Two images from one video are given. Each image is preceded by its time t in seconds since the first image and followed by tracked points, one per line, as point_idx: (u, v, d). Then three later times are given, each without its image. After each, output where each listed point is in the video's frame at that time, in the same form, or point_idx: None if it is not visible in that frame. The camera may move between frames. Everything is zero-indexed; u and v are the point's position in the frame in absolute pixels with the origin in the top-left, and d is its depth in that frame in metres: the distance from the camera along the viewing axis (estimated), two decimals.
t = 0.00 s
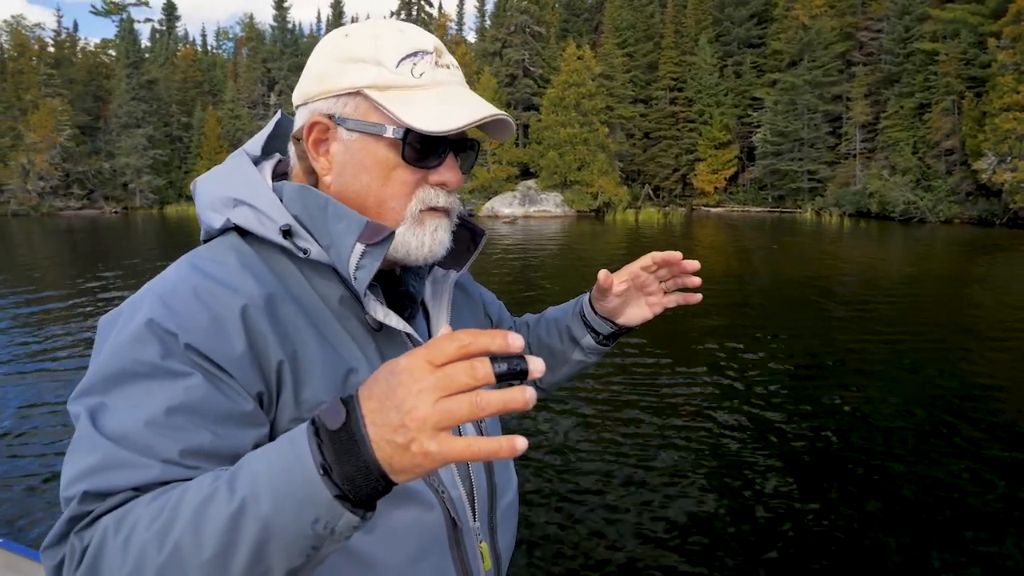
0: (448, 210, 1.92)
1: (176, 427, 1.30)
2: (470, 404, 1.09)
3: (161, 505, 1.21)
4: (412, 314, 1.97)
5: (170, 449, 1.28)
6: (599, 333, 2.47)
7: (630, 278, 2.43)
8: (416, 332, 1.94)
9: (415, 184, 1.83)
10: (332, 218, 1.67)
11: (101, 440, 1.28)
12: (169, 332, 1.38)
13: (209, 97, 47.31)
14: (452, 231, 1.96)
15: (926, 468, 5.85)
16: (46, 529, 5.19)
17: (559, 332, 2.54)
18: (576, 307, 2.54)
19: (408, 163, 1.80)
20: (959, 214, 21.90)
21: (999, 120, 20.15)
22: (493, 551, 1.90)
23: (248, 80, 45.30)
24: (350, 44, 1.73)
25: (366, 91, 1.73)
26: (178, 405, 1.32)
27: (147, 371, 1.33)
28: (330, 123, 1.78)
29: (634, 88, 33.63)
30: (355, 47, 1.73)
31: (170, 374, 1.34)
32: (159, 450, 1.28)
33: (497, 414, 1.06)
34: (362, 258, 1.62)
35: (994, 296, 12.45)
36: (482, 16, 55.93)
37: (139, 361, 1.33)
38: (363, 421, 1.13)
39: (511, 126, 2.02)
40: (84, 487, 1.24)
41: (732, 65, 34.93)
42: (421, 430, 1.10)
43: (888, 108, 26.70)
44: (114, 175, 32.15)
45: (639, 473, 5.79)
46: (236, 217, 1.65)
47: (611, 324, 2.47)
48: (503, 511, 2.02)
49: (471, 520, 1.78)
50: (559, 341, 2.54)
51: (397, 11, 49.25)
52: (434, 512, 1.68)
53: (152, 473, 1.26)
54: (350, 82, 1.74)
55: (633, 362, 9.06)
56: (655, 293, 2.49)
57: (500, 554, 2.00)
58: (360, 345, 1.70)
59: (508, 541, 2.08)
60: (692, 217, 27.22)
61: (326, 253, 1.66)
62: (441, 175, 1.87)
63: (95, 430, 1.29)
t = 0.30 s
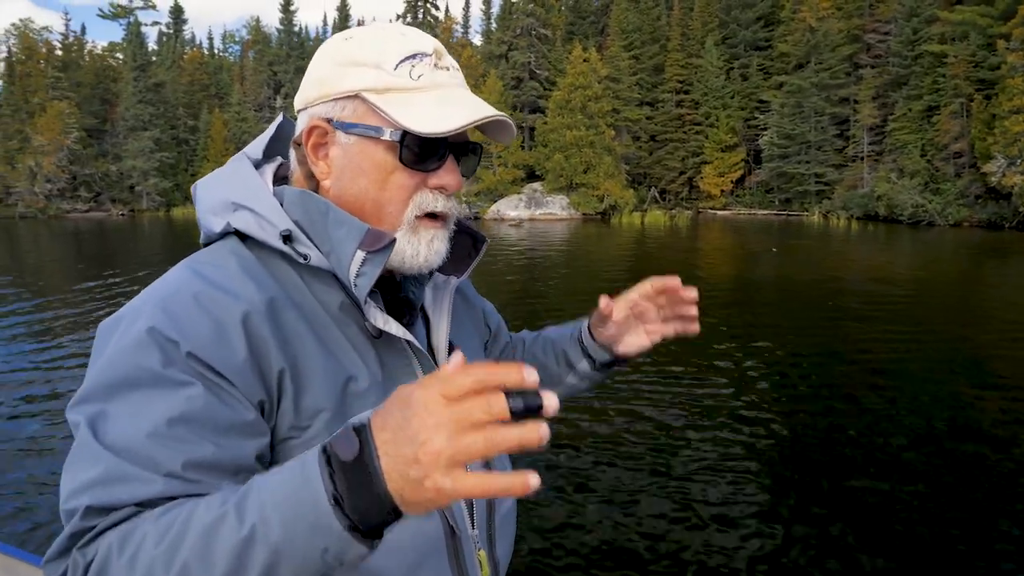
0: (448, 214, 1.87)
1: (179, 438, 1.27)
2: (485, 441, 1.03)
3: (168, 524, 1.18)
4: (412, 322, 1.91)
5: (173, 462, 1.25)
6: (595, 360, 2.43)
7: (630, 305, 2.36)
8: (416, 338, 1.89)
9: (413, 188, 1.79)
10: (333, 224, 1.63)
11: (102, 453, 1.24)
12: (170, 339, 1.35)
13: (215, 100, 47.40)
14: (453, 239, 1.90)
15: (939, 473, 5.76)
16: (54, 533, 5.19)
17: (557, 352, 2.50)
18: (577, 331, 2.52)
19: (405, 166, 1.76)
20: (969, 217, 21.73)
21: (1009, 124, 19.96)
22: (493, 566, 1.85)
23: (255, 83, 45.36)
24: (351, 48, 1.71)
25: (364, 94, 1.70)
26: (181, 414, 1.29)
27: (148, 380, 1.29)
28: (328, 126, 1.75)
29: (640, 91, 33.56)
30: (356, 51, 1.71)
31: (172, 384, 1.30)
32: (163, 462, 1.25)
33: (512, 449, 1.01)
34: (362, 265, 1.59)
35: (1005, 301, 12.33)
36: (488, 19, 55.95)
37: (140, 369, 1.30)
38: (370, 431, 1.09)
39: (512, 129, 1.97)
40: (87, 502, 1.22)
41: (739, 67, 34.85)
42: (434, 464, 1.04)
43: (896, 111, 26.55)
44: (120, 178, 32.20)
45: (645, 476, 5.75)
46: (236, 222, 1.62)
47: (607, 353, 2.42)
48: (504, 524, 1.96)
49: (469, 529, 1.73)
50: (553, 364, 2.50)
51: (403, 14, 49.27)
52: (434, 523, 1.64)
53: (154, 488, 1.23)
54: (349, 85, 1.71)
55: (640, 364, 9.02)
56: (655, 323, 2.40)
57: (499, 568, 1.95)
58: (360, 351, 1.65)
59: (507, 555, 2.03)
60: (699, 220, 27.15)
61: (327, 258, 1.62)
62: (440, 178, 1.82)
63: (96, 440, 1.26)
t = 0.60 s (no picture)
0: (429, 206, 1.84)
1: (180, 459, 1.30)
2: None
3: (174, 560, 1.24)
4: (411, 324, 1.88)
5: (176, 486, 1.29)
6: (577, 462, 2.29)
7: (633, 454, 2.18)
8: (414, 338, 1.87)
9: (385, 174, 1.76)
10: (325, 224, 1.63)
11: (102, 474, 1.26)
12: (167, 353, 1.35)
13: (225, 102, 47.64)
14: (436, 228, 1.87)
15: (945, 483, 5.74)
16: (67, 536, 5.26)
17: (545, 431, 2.39)
18: (574, 424, 2.37)
19: (376, 155, 1.74)
20: (981, 218, 21.59)
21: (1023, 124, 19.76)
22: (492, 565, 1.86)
23: (264, 85, 45.53)
24: (318, 43, 1.72)
25: (327, 86, 1.70)
26: (178, 434, 1.30)
27: (146, 395, 1.31)
28: (300, 123, 1.75)
29: (649, 92, 33.49)
30: (323, 45, 1.71)
31: (170, 400, 1.31)
32: (166, 485, 1.28)
33: None
34: (357, 266, 1.59)
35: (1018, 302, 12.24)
36: (496, 20, 55.95)
37: (138, 385, 1.31)
38: None
39: (481, 107, 1.96)
40: (88, 529, 1.24)
41: (748, 68, 34.74)
42: None
43: (908, 112, 26.40)
44: (131, 181, 32.38)
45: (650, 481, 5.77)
46: (229, 224, 1.60)
47: (592, 464, 2.27)
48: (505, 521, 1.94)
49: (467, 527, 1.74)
50: (539, 442, 2.39)
51: (412, 16, 49.33)
52: (430, 523, 1.65)
53: (157, 514, 1.26)
54: (313, 79, 1.71)
55: (647, 365, 9.05)
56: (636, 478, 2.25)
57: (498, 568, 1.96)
58: (356, 354, 1.63)
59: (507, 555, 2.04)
60: (708, 221, 27.07)
61: (320, 260, 1.61)
62: (411, 163, 1.78)
63: (94, 456, 1.27)
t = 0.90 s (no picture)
0: (420, 208, 1.84)
1: (181, 463, 1.29)
2: None
3: (175, 563, 1.24)
4: (414, 324, 1.85)
5: (176, 489, 1.27)
6: (586, 458, 2.27)
7: (641, 448, 2.15)
8: (417, 339, 1.84)
9: (370, 178, 1.76)
10: (324, 225, 1.62)
11: (101, 478, 1.25)
12: (166, 355, 1.33)
13: (238, 104, 47.91)
14: (430, 229, 1.87)
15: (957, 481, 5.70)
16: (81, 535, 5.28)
17: (552, 427, 2.35)
18: (582, 420, 2.34)
19: (360, 159, 1.74)
20: (999, 218, 21.37)
21: None
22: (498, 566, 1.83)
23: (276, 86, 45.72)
24: (308, 45, 1.72)
25: (314, 88, 1.71)
26: (178, 436, 1.29)
27: (146, 397, 1.30)
28: (293, 125, 1.76)
29: (662, 91, 33.38)
30: (313, 48, 1.71)
31: (169, 401, 1.30)
32: (166, 487, 1.27)
33: None
34: (356, 267, 1.57)
35: None
36: (508, 21, 55.97)
37: (138, 387, 1.29)
38: None
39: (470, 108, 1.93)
40: (87, 532, 1.23)
41: (762, 66, 34.57)
42: None
43: (924, 110, 26.16)
44: (145, 183, 32.58)
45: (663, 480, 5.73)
46: (230, 226, 1.58)
47: (600, 459, 2.24)
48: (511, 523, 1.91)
49: (473, 528, 1.71)
50: (547, 440, 2.35)
51: (423, 17, 49.42)
52: (434, 525, 1.63)
53: (157, 519, 1.25)
54: (303, 82, 1.72)
55: (661, 364, 9.00)
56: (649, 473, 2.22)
57: (504, 570, 1.94)
58: (357, 354, 1.61)
59: (513, 557, 2.01)
60: (722, 221, 26.93)
61: (321, 261, 1.59)
62: (396, 167, 1.77)
63: (94, 460, 1.26)
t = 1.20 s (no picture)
0: (420, 211, 1.82)
1: (176, 470, 1.31)
2: None
3: (168, 568, 1.26)
4: (413, 325, 1.83)
5: (172, 496, 1.30)
6: (590, 455, 2.24)
7: (644, 443, 2.11)
8: (417, 340, 1.82)
9: (365, 179, 1.73)
10: (324, 224, 1.61)
11: (96, 486, 1.28)
12: (161, 360, 1.35)
13: (249, 104, 48.07)
14: (431, 230, 1.85)
15: (966, 490, 5.68)
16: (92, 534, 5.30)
17: (555, 423, 2.32)
18: (586, 416, 2.31)
19: (355, 160, 1.72)
20: (1014, 218, 21.17)
21: None
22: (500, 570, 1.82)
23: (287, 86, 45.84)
24: (306, 43, 1.70)
25: (310, 88, 1.69)
26: (172, 445, 1.31)
27: (142, 402, 1.32)
28: (292, 125, 1.75)
29: (673, 90, 33.25)
30: (311, 46, 1.69)
31: (164, 408, 1.32)
32: (161, 495, 1.29)
33: None
34: (355, 269, 1.56)
35: None
36: (519, 20, 55.94)
37: (133, 392, 1.32)
38: None
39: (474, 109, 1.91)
40: (81, 539, 1.25)
41: (773, 65, 34.41)
42: None
43: (938, 110, 25.97)
44: (157, 182, 32.71)
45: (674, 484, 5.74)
46: (227, 227, 1.58)
47: (604, 455, 2.21)
48: (512, 525, 1.90)
49: (473, 532, 1.71)
50: (551, 437, 2.31)
51: (434, 16, 49.44)
52: (433, 529, 1.64)
53: (150, 526, 1.28)
54: (300, 80, 1.70)
55: (670, 364, 8.97)
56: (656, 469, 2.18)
57: (504, 574, 1.93)
58: (357, 358, 1.61)
59: (515, 560, 2.00)
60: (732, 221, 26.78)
61: (320, 262, 1.59)
62: (393, 169, 1.75)
63: (91, 467, 1.28)
